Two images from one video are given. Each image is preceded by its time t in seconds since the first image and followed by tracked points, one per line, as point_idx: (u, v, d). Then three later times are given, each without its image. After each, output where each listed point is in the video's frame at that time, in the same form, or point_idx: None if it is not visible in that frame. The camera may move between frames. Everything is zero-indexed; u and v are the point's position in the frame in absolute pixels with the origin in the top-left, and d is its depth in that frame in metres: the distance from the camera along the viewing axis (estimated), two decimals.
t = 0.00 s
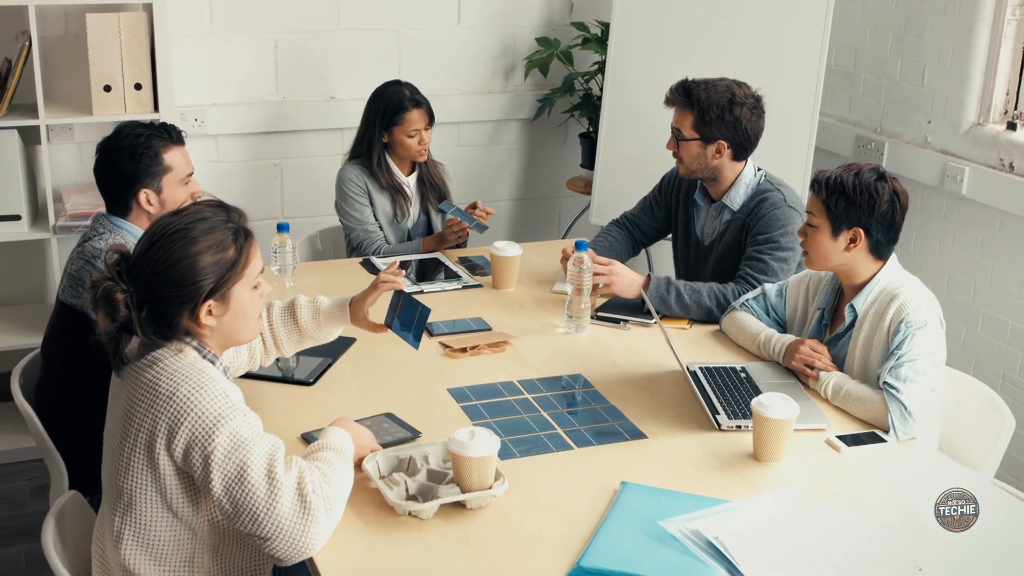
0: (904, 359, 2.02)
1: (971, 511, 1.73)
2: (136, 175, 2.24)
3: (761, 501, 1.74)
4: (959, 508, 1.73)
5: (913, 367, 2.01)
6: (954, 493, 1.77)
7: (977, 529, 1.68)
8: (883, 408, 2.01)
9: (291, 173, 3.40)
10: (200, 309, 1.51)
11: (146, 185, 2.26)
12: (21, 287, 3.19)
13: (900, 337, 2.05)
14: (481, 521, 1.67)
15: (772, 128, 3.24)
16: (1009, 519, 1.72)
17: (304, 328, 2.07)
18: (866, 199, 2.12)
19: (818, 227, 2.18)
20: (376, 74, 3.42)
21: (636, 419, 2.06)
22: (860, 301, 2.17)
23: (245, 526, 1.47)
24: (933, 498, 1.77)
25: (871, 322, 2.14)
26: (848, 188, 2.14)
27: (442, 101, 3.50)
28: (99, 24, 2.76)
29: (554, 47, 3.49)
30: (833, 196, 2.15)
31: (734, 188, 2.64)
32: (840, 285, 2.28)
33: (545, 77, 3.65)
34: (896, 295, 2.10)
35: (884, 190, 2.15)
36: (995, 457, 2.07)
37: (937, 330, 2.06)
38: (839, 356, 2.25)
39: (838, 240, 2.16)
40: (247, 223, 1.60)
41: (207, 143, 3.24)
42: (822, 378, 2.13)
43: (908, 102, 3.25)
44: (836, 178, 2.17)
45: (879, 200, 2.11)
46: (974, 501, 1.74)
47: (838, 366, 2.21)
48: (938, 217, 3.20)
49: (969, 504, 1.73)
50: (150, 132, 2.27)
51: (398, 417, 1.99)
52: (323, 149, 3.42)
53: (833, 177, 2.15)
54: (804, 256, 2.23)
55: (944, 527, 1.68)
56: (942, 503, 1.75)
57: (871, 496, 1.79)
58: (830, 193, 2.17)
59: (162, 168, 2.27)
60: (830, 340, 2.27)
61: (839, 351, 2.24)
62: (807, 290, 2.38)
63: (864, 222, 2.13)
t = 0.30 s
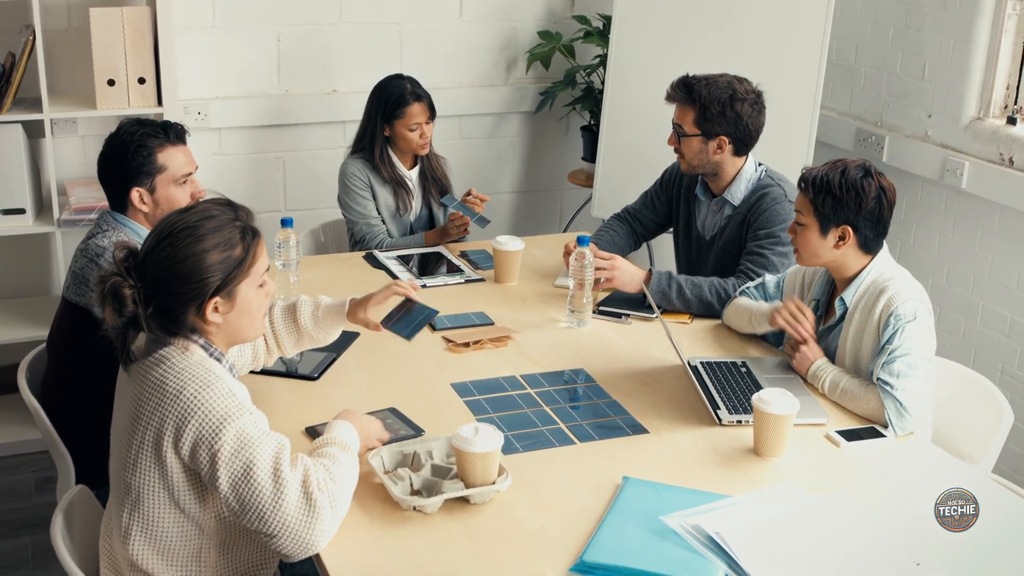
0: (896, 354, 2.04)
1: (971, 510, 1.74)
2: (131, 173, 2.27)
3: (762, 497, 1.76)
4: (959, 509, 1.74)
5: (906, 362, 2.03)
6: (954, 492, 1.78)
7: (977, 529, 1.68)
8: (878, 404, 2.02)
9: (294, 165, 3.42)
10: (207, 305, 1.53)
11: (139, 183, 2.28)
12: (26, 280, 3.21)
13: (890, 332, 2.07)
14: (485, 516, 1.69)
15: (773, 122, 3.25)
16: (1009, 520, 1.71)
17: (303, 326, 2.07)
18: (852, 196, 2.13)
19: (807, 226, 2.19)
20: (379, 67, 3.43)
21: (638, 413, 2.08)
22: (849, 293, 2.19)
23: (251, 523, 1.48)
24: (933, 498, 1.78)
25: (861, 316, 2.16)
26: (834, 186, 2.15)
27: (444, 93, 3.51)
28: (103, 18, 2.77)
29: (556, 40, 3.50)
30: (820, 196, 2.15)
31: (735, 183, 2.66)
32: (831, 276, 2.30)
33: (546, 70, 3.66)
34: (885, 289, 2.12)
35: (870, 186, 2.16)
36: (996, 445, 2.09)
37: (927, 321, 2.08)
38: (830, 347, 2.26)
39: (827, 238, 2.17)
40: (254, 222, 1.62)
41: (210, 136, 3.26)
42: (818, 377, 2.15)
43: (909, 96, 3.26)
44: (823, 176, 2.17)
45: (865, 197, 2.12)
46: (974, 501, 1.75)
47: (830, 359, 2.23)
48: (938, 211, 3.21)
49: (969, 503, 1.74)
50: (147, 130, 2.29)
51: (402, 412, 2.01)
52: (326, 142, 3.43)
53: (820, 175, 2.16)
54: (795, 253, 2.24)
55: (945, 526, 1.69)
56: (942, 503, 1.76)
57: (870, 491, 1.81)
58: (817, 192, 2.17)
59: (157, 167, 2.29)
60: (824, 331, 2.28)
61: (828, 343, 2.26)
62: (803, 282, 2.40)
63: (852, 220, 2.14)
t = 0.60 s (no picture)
0: (894, 348, 2.06)
1: (971, 510, 1.75)
2: (135, 170, 2.29)
3: (761, 491, 1.79)
4: (959, 509, 1.75)
5: (904, 356, 2.05)
6: (954, 492, 1.79)
7: (977, 528, 1.70)
8: (878, 398, 2.04)
9: (297, 158, 3.43)
10: (213, 298, 1.54)
11: (142, 180, 2.30)
12: (30, 272, 3.23)
13: (888, 326, 2.09)
14: (488, 511, 1.72)
15: (774, 116, 3.26)
16: (1009, 520, 1.73)
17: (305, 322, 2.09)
18: (859, 196, 2.14)
19: (812, 223, 2.20)
20: (379, 59, 3.43)
21: (639, 408, 2.10)
22: (847, 288, 2.21)
23: (258, 521, 1.51)
24: (934, 498, 1.78)
25: (858, 311, 2.18)
26: (841, 186, 2.16)
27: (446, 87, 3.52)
28: (106, 13, 2.78)
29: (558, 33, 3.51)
30: (826, 195, 2.16)
31: (736, 178, 2.68)
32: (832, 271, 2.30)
33: (548, 63, 3.67)
34: (882, 284, 2.14)
35: (876, 186, 2.16)
36: (992, 442, 2.12)
37: (923, 316, 2.10)
38: (827, 342, 2.28)
39: (832, 236, 2.19)
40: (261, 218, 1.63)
41: (213, 130, 3.27)
42: (818, 373, 2.16)
43: (909, 91, 3.27)
44: (829, 175, 2.18)
45: (871, 198, 2.13)
46: (974, 501, 1.77)
47: (827, 354, 2.25)
48: (938, 205, 3.23)
49: (969, 504, 1.75)
50: (151, 128, 2.30)
51: (406, 407, 2.04)
52: (328, 135, 3.45)
53: (826, 175, 2.16)
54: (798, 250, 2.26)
55: (944, 526, 1.70)
56: (942, 504, 1.76)
57: (868, 485, 1.83)
58: (823, 190, 2.18)
59: (161, 164, 2.31)
60: (822, 327, 2.30)
61: (828, 337, 2.28)
62: (805, 274, 2.41)
63: (857, 220, 2.15)
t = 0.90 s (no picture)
0: (891, 342, 2.08)
1: (972, 511, 1.76)
2: (138, 163, 2.31)
3: (760, 485, 1.81)
4: (960, 509, 1.75)
5: (901, 349, 2.08)
6: (954, 492, 1.80)
7: (977, 529, 1.70)
8: (879, 392, 2.07)
9: (300, 151, 3.45)
10: (220, 292, 1.56)
11: (145, 173, 2.33)
12: (34, 264, 3.25)
13: (882, 321, 2.11)
14: (491, 505, 1.74)
15: (775, 109, 3.28)
16: (1010, 521, 1.73)
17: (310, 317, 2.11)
18: (843, 196, 2.17)
19: (794, 221, 2.22)
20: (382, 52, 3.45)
21: (640, 402, 2.13)
22: (837, 286, 2.22)
23: (264, 514, 1.53)
24: (934, 498, 1.79)
25: (850, 306, 2.19)
26: (825, 184, 2.18)
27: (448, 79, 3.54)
28: (110, 7, 2.80)
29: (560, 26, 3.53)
30: (810, 193, 2.19)
31: (736, 172, 2.69)
32: (815, 269, 2.33)
33: (550, 55, 3.68)
34: (873, 279, 2.16)
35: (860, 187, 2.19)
36: (992, 434, 2.13)
37: (914, 309, 2.13)
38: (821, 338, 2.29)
39: (814, 234, 2.21)
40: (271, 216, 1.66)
41: (216, 122, 3.29)
42: (815, 367, 2.19)
43: (909, 84, 3.29)
44: (814, 173, 2.20)
45: (855, 199, 2.16)
46: (974, 501, 1.77)
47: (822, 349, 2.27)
48: (937, 198, 3.25)
49: (970, 504, 1.76)
50: (154, 121, 2.33)
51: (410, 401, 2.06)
52: (331, 128, 3.46)
53: (811, 173, 2.19)
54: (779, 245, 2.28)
55: (945, 527, 1.70)
56: (942, 504, 1.77)
57: (866, 479, 1.86)
58: (808, 188, 2.20)
59: (163, 156, 2.34)
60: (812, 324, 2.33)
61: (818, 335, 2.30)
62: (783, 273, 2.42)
63: (839, 220, 2.18)
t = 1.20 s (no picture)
0: (890, 337, 2.11)
1: (971, 510, 1.76)
2: (137, 150, 2.33)
3: (759, 480, 1.84)
4: (959, 509, 1.75)
5: (902, 341, 2.12)
6: (954, 492, 1.80)
7: (977, 528, 1.71)
8: (891, 387, 2.10)
9: (301, 144, 3.46)
10: (228, 289, 1.58)
11: (143, 161, 2.34)
12: (37, 258, 3.27)
13: (875, 317, 2.13)
14: (493, 500, 1.77)
15: (775, 104, 3.29)
16: (1009, 519, 1.74)
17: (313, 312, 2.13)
18: (813, 197, 2.20)
19: (766, 222, 2.24)
20: (383, 46, 3.46)
21: (640, 397, 2.15)
22: (817, 286, 2.25)
23: (267, 511, 1.55)
24: (933, 498, 1.79)
25: (836, 304, 2.22)
26: (796, 185, 2.21)
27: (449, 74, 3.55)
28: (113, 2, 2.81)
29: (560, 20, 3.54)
30: (782, 194, 2.21)
31: (736, 168, 2.71)
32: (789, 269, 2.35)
33: (550, 49, 3.69)
34: (854, 275, 2.19)
35: (830, 188, 2.23)
36: (991, 424, 2.17)
37: (899, 296, 2.18)
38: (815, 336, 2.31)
39: (786, 235, 2.23)
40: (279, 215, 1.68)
41: (218, 116, 3.30)
42: (816, 362, 2.19)
43: (909, 79, 3.30)
44: (785, 176, 2.24)
45: (826, 199, 2.19)
46: (974, 501, 1.77)
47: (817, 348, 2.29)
48: (935, 193, 3.27)
49: (969, 503, 1.76)
50: (154, 109, 2.35)
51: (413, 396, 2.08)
52: (333, 121, 3.48)
53: (782, 174, 2.22)
54: (751, 248, 2.30)
55: (944, 526, 1.71)
56: (941, 502, 1.78)
57: (864, 473, 1.88)
58: (779, 190, 2.23)
59: (161, 144, 2.36)
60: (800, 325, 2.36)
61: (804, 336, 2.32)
62: (753, 276, 2.43)
63: (810, 219, 2.20)
